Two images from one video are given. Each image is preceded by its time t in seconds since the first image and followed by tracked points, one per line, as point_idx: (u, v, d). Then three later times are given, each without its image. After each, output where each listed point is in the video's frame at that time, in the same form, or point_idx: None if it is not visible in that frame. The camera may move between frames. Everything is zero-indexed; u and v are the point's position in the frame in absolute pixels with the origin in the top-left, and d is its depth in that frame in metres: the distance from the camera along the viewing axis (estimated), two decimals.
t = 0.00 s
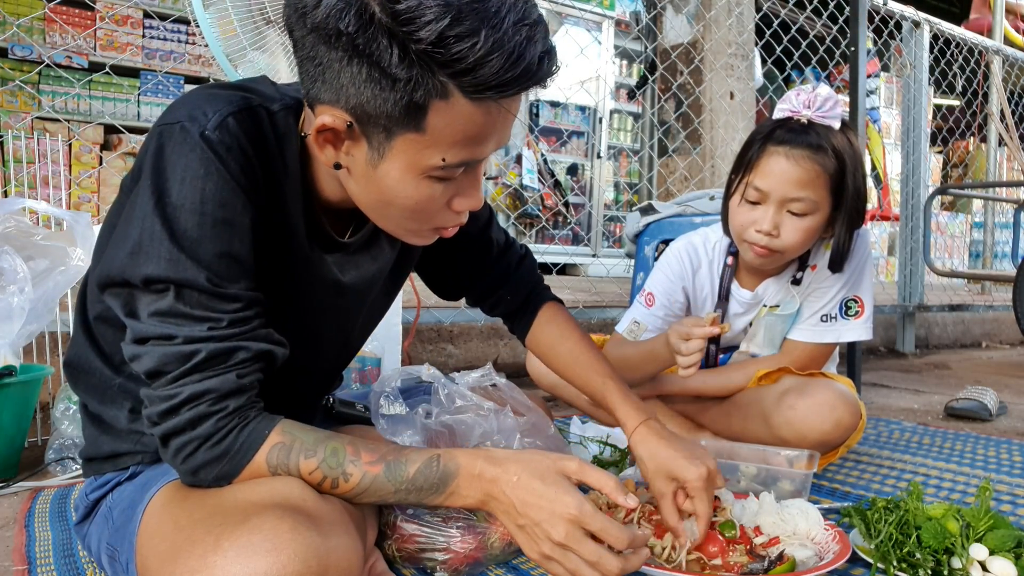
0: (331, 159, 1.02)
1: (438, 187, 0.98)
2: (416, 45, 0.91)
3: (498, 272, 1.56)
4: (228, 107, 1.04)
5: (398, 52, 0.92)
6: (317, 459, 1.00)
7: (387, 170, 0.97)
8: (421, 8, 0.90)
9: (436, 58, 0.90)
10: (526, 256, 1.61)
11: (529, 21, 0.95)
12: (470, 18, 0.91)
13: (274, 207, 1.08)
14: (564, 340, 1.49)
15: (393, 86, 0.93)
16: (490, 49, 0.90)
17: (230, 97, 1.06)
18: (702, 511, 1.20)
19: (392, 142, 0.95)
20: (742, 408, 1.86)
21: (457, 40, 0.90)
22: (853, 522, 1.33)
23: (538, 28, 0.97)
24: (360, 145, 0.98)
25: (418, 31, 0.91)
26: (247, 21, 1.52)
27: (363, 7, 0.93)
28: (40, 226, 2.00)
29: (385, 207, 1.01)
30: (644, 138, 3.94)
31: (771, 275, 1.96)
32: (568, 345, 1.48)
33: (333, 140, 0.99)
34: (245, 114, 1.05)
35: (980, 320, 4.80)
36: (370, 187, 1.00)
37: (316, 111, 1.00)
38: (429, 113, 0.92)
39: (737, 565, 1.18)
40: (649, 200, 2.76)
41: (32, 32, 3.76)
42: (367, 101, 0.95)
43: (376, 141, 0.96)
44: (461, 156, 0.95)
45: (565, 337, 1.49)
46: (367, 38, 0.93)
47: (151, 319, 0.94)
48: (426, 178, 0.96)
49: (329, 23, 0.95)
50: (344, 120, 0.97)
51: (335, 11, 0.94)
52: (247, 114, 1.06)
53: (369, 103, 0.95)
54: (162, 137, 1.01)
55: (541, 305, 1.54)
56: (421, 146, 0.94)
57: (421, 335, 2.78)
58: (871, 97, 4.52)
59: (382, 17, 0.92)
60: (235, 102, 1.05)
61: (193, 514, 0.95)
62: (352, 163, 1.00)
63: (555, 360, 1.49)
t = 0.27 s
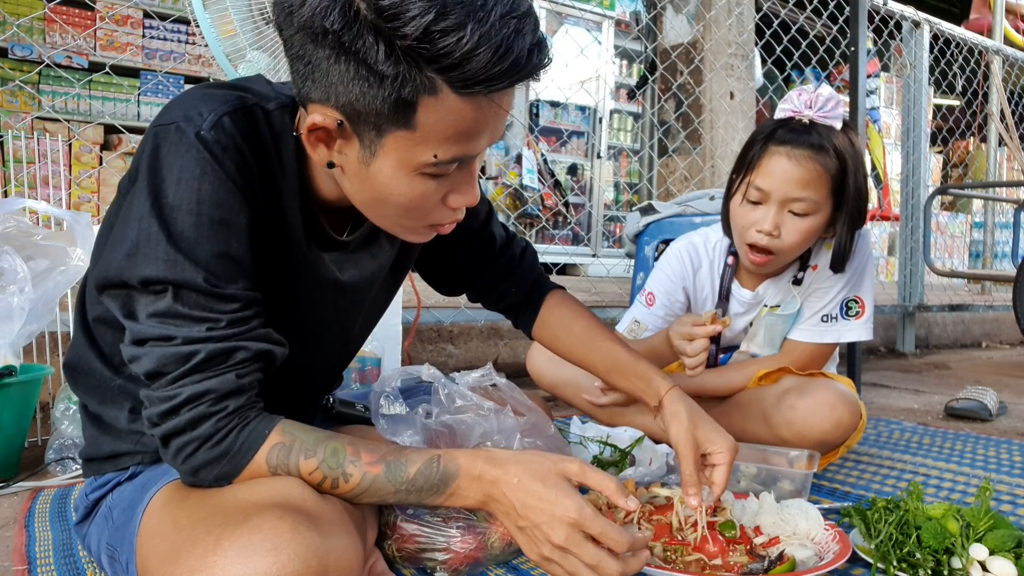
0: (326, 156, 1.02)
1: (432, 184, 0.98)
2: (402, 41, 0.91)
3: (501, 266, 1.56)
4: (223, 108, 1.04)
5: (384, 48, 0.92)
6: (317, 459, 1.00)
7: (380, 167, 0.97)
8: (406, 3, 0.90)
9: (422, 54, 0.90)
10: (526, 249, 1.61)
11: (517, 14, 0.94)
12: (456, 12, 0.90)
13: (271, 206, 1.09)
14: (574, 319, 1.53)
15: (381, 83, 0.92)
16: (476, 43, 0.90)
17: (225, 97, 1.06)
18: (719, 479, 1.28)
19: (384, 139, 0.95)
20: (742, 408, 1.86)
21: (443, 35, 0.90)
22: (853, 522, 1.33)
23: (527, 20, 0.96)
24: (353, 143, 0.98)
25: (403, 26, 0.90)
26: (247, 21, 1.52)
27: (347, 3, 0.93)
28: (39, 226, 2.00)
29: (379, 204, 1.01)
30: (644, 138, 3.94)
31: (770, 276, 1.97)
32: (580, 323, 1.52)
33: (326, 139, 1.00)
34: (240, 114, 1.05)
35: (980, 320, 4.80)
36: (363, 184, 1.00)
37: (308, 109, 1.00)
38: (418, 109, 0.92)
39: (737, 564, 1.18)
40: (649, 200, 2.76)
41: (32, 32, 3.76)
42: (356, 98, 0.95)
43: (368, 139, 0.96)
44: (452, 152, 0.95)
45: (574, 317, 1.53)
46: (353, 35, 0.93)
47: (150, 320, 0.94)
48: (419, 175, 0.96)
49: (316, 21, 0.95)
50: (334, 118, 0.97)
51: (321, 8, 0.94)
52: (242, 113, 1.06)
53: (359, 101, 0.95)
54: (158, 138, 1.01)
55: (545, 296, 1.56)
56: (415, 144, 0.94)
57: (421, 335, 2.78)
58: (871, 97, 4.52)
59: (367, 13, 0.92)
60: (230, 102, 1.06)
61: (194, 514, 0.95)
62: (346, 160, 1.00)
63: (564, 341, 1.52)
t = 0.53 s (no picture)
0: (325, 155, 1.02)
1: (432, 181, 0.98)
2: (397, 36, 0.91)
3: (502, 266, 1.56)
4: (223, 108, 1.04)
5: (380, 44, 0.92)
6: (318, 460, 1.00)
7: (379, 165, 0.97)
8: None
9: (418, 49, 0.90)
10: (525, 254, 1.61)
11: (513, 7, 0.95)
12: (451, 6, 0.90)
13: (272, 206, 1.09)
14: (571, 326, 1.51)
15: (378, 81, 0.92)
16: (473, 36, 0.90)
17: (225, 96, 1.06)
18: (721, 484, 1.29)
19: (382, 137, 0.95)
20: (742, 408, 1.87)
21: (439, 28, 0.90)
22: (853, 522, 1.33)
23: (524, 13, 0.96)
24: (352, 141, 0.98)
25: (399, 21, 0.90)
26: (246, 21, 1.50)
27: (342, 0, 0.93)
28: (40, 226, 2.00)
29: (379, 202, 1.01)
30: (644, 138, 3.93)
31: (770, 275, 1.97)
32: (577, 331, 1.50)
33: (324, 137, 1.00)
34: (241, 113, 1.05)
35: (980, 320, 4.80)
36: (364, 183, 1.00)
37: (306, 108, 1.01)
38: (416, 104, 0.92)
39: (737, 565, 1.18)
40: (649, 200, 2.76)
41: (32, 32, 3.76)
42: (356, 96, 0.95)
43: (366, 137, 0.96)
44: (451, 148, 0.95)
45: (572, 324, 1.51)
46: (349, 32, 0.93)
47: (150, 321, 0.94)
48: (419, 172, 0.97)
49: (311, 19, 0.95)
50: (332, 117, 0.97)
51: (316, 6, 0.94)
52: (243, 113, 1.06)
53: (357, 98, 0.95)
54: (158, 137, 1.01)
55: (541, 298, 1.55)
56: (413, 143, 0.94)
57: (421, 335, 2.78)
58: (871, 97, 4.52)
59: (362, 10, 0.92)
60: (230, 101, 1.05)
61: (194, 514, 0.95)
62: (346, 160, 1.00)
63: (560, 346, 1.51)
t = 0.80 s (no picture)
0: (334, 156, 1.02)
1: (444, 177, 0.97)
2: (406, 27, 0.91)
3: (501, 271, 1.56)
4: (234, 108, 1.05)
5: (389, 37, 0.92)
6: (318, 460, 1.00)
7: (391, 162, 0.97)
8: None
9: (427, 39, 0.91)
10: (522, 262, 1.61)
11: None
12: None
13: (279, 207, 1.09)
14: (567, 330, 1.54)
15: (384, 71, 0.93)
16: (482, 25, 0.90)
17: (236, 97, 1.07)
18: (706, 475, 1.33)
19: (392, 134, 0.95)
20: (742, 408, 1.86)
21: (448, 18, 0.90)
22: (853, 522, 1.33)
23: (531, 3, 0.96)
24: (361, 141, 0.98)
25: (407, 11, 0.91)
26: (247, 20, 1.52)
27: None
28: (40, 226, 2.00)
29: (390, 201, 1.01)
30: (644, 138, 3.93)
31: (769, 276, 1.97)
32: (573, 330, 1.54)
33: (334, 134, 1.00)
34: (251, 114, 1.06)
35: (980, 320, 4.80)
36: (375, 183, 1.00)
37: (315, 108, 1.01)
38: (426, 97, 0.92)
39: (737, 565, 1.18)
40: (649, 200, 2.76)
41: (32, 32, 3.76)
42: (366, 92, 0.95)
43: (376, 134, 0.96)
44: (463, 142, 0.95)
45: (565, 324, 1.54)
46: (358, 27, 0.93)
47: (154, 318, 0.94)
48: (431, 168, 0.96)
49: (320, 17, 0.96)
50: (343, 115, 0.97)
51: (325, 5, 0.95)
52: (253, 114, 1.06)
53: (367, 94, 0.95)
54: (168, 136, 1.01)
55: (536, 303, 1.56)
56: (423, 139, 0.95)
57: (421, 335, 2.78)
58: (871, 97, 4.52)
59: (371, 5, 0.92)
60: (241, 102, 1.06)
61: (194, 513, 0.95)
62: (356, 160, 1.00)
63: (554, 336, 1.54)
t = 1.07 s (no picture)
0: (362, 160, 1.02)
1: (471, 173, 0.96)
2: (427, 19, 0.92)
3: (511, 263, 1.56)
4: (266, 111, 1.05)
5: (411, 31, 0.93)
6: (322, 461, 1.00)
7: (417, 160, 0.96)
8: None
9: (448, 30, 0.91)
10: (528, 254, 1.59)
11: None
12: None
13: (303, 210, 1.09)
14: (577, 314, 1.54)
15: (410, 68, 0.93)
16: (502, 15, 0.91)
17: (268, 101, 1.07)
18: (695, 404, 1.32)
19: (416, 131, 0.95)
20: (742, 408, 1.86)
21: (467, 9, 0.91)
22: (853, 522, 1.33)
23: None
24: (389, 141, 0.98)
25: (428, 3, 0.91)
26: (247, 20, 1.53)
27: None
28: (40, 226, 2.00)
29: (416, 204, 1.00)
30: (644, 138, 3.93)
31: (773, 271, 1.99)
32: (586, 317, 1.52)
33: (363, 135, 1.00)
34: (283, 119, 1.06)
35: (980, 320, 4.80)
36: (401, 183, 0.99)
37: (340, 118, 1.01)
38: (449, 90, 0.92)
39: (737, 565, 1.18)
40: (649, 200, 2.76)
41: (32, 32, 3.76)
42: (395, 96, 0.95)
43: (402, 133, 0.96)
44: (487, 133, 0.94)
45: (575, 309, 1.53)
46: (380, 23, 0.94)
47: (171, 314, 0.94)
48: (459, 164, 0.95)
49: (342, 18, 0.96)
50: (369, 116, 0.97)
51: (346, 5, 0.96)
52: (286, 118, 1.06)
53: (391, 92, 0.95)
54: (200, 136, 1.02)
55: (546, 283, 1.58)
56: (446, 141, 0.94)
57: (421, 334, 2.78)
58: (871, 97, 4.52)
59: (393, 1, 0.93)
60: (275, 106, 1.06)
61: (196, 513, 0.95)
62: (383, 163, 1.00)
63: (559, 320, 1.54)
